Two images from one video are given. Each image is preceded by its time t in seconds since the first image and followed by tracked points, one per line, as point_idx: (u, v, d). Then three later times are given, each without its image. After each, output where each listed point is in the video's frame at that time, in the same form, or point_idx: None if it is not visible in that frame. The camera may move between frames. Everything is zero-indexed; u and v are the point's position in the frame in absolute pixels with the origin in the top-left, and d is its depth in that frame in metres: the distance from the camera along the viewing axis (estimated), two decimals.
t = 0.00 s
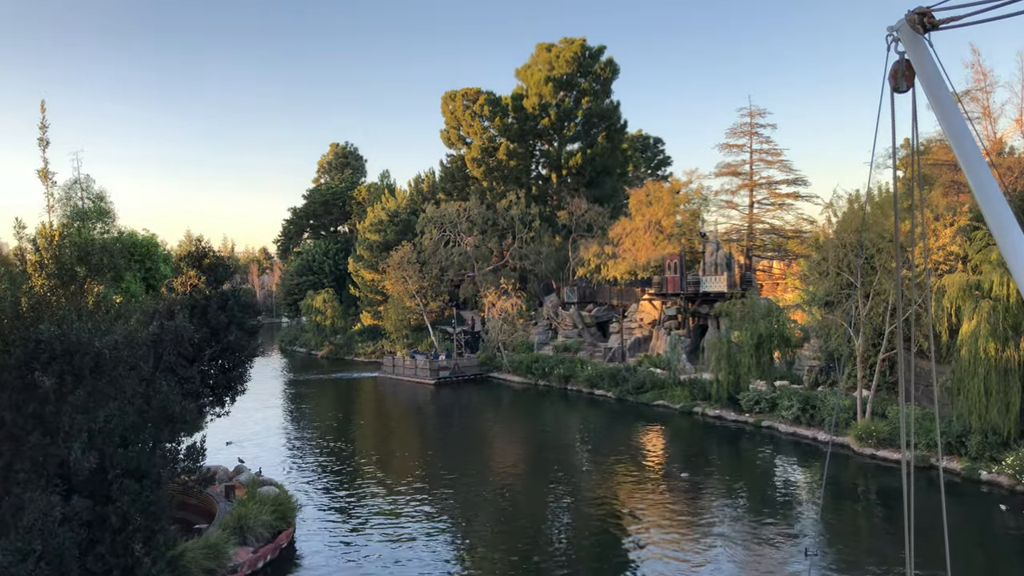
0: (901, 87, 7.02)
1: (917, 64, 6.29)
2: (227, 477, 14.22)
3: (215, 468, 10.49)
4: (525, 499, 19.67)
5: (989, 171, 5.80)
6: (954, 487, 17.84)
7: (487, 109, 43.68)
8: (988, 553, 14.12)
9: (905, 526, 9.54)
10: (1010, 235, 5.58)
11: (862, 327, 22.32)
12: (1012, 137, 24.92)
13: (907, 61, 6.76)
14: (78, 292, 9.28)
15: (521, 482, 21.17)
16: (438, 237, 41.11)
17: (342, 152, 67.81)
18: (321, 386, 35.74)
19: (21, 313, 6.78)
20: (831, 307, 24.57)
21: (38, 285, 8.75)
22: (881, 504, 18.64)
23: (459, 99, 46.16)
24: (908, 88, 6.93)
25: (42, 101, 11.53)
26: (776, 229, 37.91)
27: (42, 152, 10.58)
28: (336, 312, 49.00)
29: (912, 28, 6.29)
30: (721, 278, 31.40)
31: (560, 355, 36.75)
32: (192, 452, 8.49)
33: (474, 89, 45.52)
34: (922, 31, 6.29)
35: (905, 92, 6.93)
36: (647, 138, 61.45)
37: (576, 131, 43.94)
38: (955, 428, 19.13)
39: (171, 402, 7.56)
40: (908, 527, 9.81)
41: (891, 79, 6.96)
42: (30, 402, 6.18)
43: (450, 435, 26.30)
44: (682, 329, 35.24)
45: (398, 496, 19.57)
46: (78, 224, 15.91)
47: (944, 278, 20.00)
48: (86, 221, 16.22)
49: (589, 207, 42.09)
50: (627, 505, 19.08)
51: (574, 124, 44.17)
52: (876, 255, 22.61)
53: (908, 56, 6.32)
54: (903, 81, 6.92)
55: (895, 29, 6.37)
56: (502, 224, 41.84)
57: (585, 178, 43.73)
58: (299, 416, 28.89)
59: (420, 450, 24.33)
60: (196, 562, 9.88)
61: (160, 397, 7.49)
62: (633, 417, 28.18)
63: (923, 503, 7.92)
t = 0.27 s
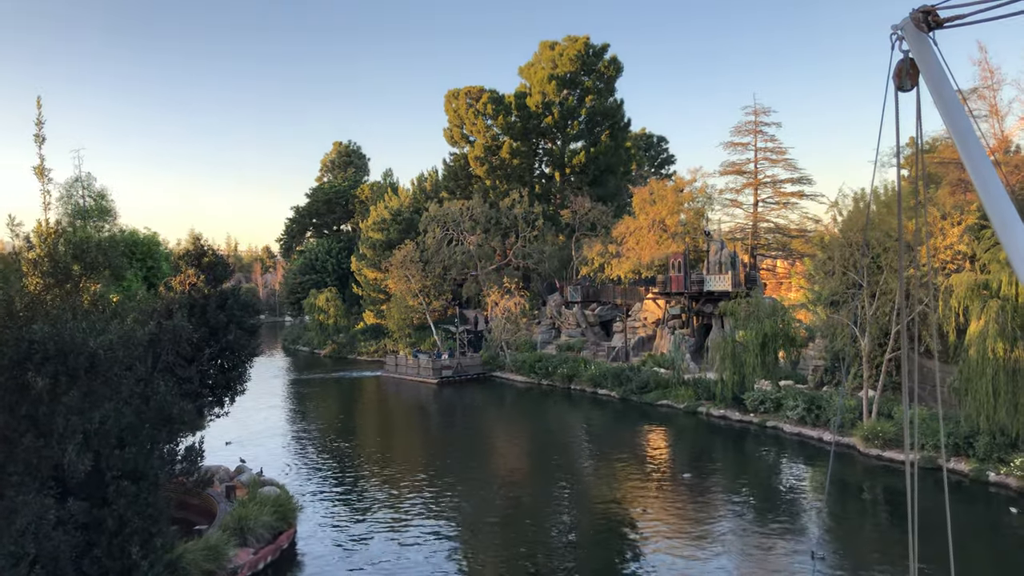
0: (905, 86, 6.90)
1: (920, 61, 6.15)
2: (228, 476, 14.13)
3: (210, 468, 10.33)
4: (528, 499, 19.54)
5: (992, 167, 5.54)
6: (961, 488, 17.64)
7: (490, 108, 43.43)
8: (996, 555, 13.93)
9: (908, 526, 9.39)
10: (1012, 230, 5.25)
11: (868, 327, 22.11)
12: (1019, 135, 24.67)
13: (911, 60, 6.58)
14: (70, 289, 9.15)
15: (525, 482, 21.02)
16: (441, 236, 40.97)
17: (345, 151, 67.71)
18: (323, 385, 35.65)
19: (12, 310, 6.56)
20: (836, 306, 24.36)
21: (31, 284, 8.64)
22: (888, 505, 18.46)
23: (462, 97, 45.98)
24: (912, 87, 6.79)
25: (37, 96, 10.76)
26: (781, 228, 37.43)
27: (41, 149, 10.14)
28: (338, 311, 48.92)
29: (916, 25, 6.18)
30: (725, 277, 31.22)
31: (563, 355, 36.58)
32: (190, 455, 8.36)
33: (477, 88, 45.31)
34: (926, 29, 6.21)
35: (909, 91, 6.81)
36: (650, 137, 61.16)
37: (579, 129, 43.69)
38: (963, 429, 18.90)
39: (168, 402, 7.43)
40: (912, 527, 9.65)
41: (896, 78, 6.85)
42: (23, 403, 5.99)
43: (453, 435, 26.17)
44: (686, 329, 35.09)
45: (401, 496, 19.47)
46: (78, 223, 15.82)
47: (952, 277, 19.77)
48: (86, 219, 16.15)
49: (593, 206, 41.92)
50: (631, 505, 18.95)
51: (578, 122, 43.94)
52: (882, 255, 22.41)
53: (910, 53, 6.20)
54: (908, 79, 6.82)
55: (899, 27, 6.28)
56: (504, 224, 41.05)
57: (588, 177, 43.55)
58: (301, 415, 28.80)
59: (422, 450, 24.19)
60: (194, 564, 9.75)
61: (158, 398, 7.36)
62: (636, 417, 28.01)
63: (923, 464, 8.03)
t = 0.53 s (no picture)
0: (910, 87, 6.71)
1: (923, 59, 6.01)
2: (230, 477, 14.03)
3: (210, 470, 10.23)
4: (532, 501, 19.41)
5: (996, 166, 5.39)
6: (970, 492, 17.43)
7: (494, 107, 43.26)
8: (1005, 560, 13.72)
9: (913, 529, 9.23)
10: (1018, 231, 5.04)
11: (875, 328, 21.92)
12: None
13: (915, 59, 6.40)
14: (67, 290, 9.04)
15: (528, 484, 20.88)
16: (444, 236, 40.87)
17: (349, 150, 67.66)
18: (326, 385, 35.57)
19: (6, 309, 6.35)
20: (843, 307, 24.16)
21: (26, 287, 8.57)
22: (894, 508, 18.27)
23: (465, 96, 45.83)
24: (917, 87, 6.59)
25: (37, 91, 10.20)
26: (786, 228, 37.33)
27: (38, 149, 9.95)
28: (341, 310, 48.86)
29: (922, 24, 6.03)
30: (730, 277, 31.04)
31: (567, 355, 36.41)
32: (188, 458, 8.25)
33: (481, 87, 45.16)
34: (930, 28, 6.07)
35: (914, 91, 6.59)
36: (654, 137, 60.92)
37: (583, 129, 43.51)
38: (971, 431, 18.67)
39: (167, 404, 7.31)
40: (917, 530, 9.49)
41: (901, 77, 6.64)
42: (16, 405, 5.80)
43: (456, 436, 26.05)
44: (690, 329, 34.93)
45: (404, 497, 19.37)
46: (79, 222, 15.76)
47: (960, 278, 19.54)
48: (88, 218, 16.09)
49: (597, 206, 41.74)
50: (635, 507, 18.82)
51: (582, 122, 43.77)
52: (889, 255, 22.20)
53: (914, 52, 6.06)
54: (913, 79, 6.66)
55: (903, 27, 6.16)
56: (508, 224, 41.41)
57: (592, 177, 43.39)
58: (304, 416, 28.72)
59: (425, 451, 24.06)
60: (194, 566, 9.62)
61: (156, 399, 7.26)
62: (640, 418, 27.85)
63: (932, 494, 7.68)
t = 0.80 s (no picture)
0: (916, 88, 6.85)
1: (932, 61, 6.21)
2: (233, 479, 13.93)
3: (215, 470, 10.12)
4: (536, 503, 19.27)
5: (1003, 166, 5.64)
6: (979, 495, 17.18)
7: (499, 107, 43.13)
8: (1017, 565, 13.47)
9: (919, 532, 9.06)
10: None
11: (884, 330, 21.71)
12: None
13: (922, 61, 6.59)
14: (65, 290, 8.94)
15: (533, 486, 20.71)
16: (449, 236, 40.80)
17: (353, 150, 67.65)
18: (330, 386, 35.51)
19: None
20: (851, 308, 23.94)
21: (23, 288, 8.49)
22: (903, 512, 18.03)
23: (470, 96, 45.68)
24: (923, 88, 6.78)
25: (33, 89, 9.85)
26: (793, 229, 37.18)
27: (35, 144, 9.63)
28: (346, 311, 48.83)
29: (928, 26, 6.24)
30: (736, 278, 30.84)
31: (572, 356, 36.25)
32: (188, 461, 8.14)
33: (486, 87, 45.05)
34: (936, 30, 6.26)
35: (920, 92, 6.77)
36: (660, 137, 60.70)
37: (588, 129, 43.34)
38: (982, 434, 18.41)
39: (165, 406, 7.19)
40: (925, 537, 9.27)
41: (907, 78, 6.80)
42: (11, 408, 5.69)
43: (460, 437, 25.94)
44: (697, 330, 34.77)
45: (408, 499, 19.27)
46: (82, 222, 15.75)
47: (970, 279, 19.28)
48: (91, 218, 16.09)
49: (602, 206, 41.57)
50: (640, 509, 18.67)
51: (587, 122, 43.60)
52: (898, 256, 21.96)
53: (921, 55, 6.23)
54: (919, 80, 6.79)
55: (910, 28, 6.32)
56: (513, 224, 41.29)
57: (598, 177, 43.23)
58: (308, 417, 28.65)
59: (429, 452, 23.92)
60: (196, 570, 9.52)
61: (155, 402, 7.16)
62: (646, 420, 27.67)
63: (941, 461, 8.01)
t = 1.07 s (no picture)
0: (919, 88, 6.77)
1: (936, 62, 6.12)
2: (234, 482, 13.81)
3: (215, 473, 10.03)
4: (539, 505, 19.12)
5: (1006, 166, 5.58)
6: (988, 498, 16.95)
7: (502, 108, 43.00)
8: None
9: (924, 536, 8.92)
10: None
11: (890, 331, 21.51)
12: None
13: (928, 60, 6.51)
14: (59, 292, 8.83)
15: (536, 488, 20.57)
16: (452, 237, 40.73)
17: (356, 151, 67.62)
18: (333, 387, 35.45)
19: None
20: (857, 310, 23.74)
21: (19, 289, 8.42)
22: (910, 515, 17.83)
23: (473, 97, 45.57)
24: (927, 88, 6.70)
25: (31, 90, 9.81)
26: (798, 229, 36.99)
27: (32, 143, 9.42)
28: (349, 312, 48.76)
29: (931, 26, 6.13)
30: (740, 279, 30.67)
31: (575, 358, 36.09)
32: (187, 465, 8.03)
33: (489, 88, 44.92)
34: (941, 30, 6.16)
35: (924, 92, 6.68)
36: (663, 137, 60.50)
37: (592, 130, 43.21)
38: (991, 437, 18.18)
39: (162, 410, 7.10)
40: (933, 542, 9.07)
41: (911, 79, 6.69)
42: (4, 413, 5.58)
43: (463, 439, 25.81)
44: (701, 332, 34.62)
45: (411, 501, 19.14)
46: (83, 223, 15.65)
47: (978, 279, 19.06)
48: (91, 218, 16.04)
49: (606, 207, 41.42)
50: (644, 511, 18.52)
51: (590, 122, 43.48)
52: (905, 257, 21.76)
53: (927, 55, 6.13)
54: (923, 81, 6.69)
55: (915, 29, 6.24)
56: (516, 224, 40.83)
57: (601, 177, 43.09)
58: (311, 418, 28.58)
59: (432, 454, 23.80)
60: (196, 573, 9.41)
61: (153, 406, 7.07)
62: (650, 422, 27.51)
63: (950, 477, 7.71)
